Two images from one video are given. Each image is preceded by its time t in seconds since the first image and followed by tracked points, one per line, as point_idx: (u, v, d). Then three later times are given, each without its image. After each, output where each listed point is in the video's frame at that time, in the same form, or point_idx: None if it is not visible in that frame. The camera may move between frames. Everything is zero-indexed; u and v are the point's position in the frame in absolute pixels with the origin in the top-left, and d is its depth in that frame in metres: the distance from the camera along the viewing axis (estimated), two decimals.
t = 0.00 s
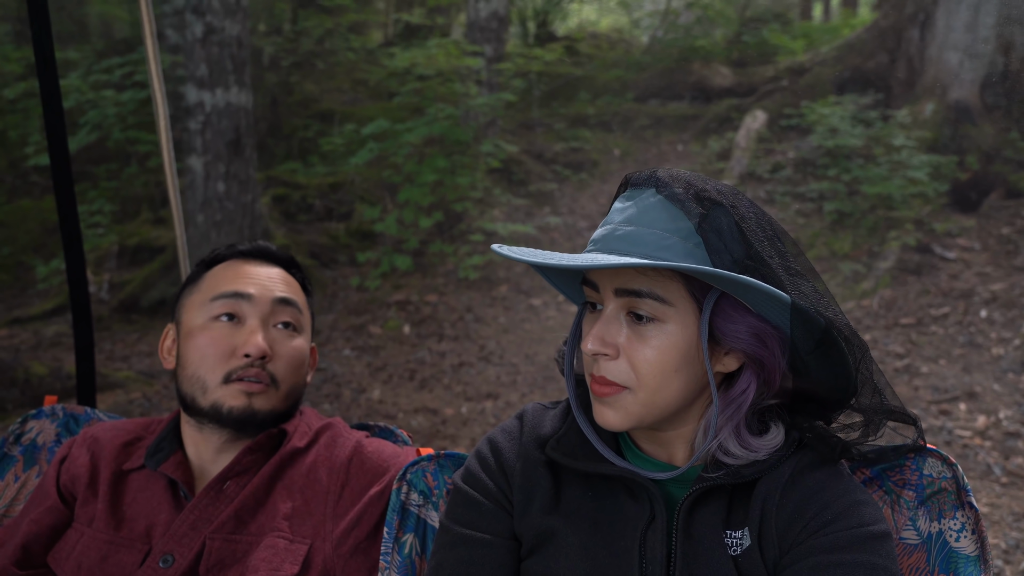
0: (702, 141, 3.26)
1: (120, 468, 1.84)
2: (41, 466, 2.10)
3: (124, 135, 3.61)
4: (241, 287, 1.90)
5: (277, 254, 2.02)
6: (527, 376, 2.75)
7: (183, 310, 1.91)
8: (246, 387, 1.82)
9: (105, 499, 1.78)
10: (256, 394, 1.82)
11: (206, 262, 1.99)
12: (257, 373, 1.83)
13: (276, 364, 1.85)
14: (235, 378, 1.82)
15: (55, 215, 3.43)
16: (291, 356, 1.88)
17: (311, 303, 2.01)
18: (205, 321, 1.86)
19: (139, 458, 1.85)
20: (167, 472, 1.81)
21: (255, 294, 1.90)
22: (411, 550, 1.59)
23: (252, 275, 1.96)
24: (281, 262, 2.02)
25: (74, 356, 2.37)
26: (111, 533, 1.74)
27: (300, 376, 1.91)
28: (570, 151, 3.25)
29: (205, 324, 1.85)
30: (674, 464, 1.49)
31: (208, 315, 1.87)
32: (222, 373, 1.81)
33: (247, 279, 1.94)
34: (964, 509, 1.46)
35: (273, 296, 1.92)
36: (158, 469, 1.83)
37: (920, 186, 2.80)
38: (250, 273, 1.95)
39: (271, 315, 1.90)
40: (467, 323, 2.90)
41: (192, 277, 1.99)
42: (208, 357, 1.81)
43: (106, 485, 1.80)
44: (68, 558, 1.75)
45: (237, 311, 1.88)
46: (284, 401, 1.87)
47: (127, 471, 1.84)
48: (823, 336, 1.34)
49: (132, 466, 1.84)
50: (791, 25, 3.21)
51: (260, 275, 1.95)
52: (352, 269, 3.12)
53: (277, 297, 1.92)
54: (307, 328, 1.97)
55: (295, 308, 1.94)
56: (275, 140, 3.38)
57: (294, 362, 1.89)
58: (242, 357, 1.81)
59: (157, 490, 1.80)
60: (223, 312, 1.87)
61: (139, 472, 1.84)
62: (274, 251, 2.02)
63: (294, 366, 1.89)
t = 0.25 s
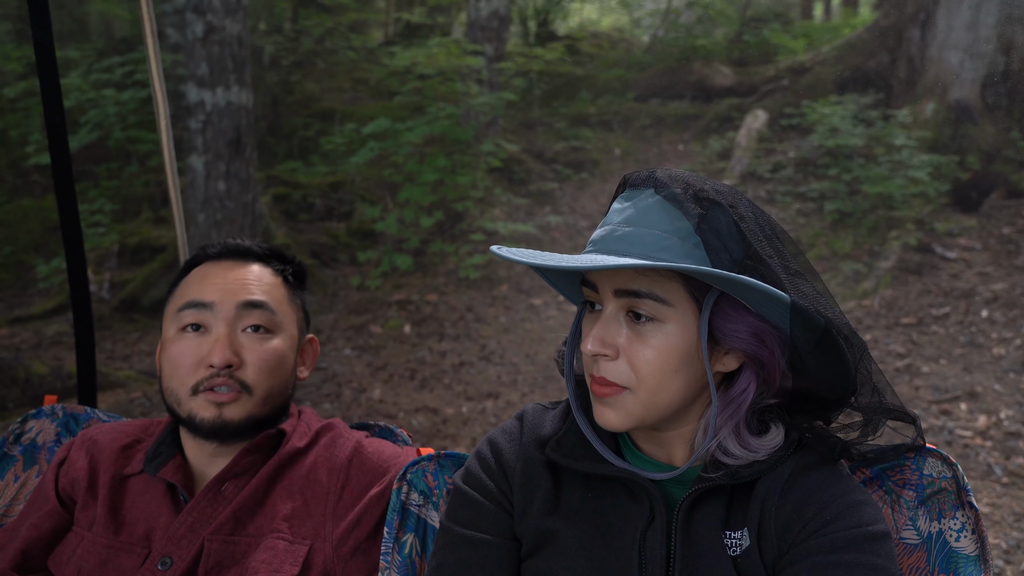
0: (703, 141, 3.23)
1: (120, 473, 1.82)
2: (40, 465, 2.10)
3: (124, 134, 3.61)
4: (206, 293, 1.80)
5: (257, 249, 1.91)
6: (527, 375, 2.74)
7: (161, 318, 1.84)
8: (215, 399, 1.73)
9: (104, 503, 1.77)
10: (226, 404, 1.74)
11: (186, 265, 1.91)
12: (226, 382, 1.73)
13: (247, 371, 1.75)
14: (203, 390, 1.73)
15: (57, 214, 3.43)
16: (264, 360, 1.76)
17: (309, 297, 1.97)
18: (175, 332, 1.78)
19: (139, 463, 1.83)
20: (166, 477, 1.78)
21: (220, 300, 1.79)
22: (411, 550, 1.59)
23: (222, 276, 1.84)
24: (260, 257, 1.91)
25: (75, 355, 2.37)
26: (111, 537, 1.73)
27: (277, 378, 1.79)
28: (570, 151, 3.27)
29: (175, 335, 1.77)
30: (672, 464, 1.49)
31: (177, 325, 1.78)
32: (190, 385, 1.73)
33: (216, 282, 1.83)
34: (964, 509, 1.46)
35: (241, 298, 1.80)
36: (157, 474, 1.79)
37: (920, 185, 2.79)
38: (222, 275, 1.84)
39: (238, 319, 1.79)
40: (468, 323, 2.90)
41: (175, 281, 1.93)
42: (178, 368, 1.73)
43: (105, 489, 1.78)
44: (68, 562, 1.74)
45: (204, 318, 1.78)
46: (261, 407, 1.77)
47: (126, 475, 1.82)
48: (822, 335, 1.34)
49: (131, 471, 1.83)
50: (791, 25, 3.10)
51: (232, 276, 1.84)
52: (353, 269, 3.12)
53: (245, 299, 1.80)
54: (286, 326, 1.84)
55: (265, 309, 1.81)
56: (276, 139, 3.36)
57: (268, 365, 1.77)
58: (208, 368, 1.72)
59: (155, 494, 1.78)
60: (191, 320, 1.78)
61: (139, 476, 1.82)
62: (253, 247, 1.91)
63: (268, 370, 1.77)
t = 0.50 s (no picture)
0: (703, 141, 3.22)
1: (121, 473, 1.82)
2: (41, 464, 2.09)
3: (124, 134, 3.62)
4: (197, 300, 1.75)
5: (251, 250, 1.86)
6: (526, 376, 2.74)
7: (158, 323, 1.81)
8: (207, 408, 1.69)
9: (105, 504, 1.76)
10: (217, 413, 1.70)
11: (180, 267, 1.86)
12: (216, 391, 1.69)
13: (238, 380, 1.70)
14: (193, 400, 1.69)
15: (57, 214, 3.43)
16: (255, 368, 1.71)
17: (308, 296, 1.92)
18: (166, 340, 1.74)
19: (139, 463, 1.83)
20: (166, 478, 1.77)
21: (209, 307, 1.73)
22: (412, 550, 1.59)
23: (214, 281, 1.79)
24: (254, 258, 1.85)
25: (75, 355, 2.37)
26: (111, 538, 1.73)
27: (270, 385, 1.74)
28: (570, 151, 3.27)
29: (167, 342, 1.74)
30: (673, 465, 1.49)
31: (169, 332, 1.75)
32: (182, 394, 1.69)
33: (208, 287, 1.77)
34: (964, 509, 1.46)
35: (231, 305, 1.74)
36: (157, 475, 1.78)
37: (920, 185, 2.80)
38: (214, 280, 1.79)
39: (229, 326, 1.73)
40: (468, 323, 2.90)
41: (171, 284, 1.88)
42: (169, 378, 1.70)
43: (105, 489, 1.78)
44: (68, 563, 1.74)
45: (195, 326, 1.73)
46: (254, 414, 1.73)
47: (127, 475, 1.82)
48: (827, 334, 1.34)
49: (132, 471, 1.82)
50: (791, 25, 3.13)
51: (223, 281, 1.78)
52: (353, 269, 3.12)
53: (234, 306, 1.74)
54: (280, 331, 1.78)
55: (256, 316, 1.75)
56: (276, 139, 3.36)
57: (260, 373, 1.72)
58: (197, 378, 1.68)
59: (156, 495, 1.78)
60: (182, 328, 1.73)
61: (139, 477, 1.82)
62: (246, 248, 1.85)
63: (260, 377, 1.72)
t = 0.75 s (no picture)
0: (702, 140, 3.22)
1: (121, 474, 1.81)
2: (40, 466, 2.08)
3: (123, 135, 3.62)
4: (193, 302, 1.75)
5: (249, 250, 1.86)
6: (526, 375, 2.74)
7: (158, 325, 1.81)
8: (201, 410, 1.69)
9: (104, 505, 1.76)
10: (210, 415, 1.69)
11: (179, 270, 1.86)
12: (210, 393, 1.69)
13: (232, 381, 1.70)
14: (188, 402, 1.69)
15: (56, 215, 3.44)
16: (249, 370, 1.71)
17: (310, 295, 1.92)
18: (164, 342, 1.75)
19: (139, 464, 1.83)
20: (166, 479, 1.77)
21: (204, 310, 1.73)
22: (410, 550, 1.59)
23: (211, 283, 1.78)
24: (252, 259, 1.85)
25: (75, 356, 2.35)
26: (111, 539, 1.73)
27: (264, 387, 1.74)
28: (570, 150, 3.27)
29: (165, 344, 1.74)
30: (672, 465, 1.48)
31: (167, 334, 1.75)
32: (176, 396, 1.69)
33: (204, 288, 1.77)
34: (963, 508, 1.44)
35: (227, 307, 1.74)
36: (157, 476, 1.78)
37: (920, 184, 2.81)
38: (211, 282, 1.78)
39: (224, 328, 1.73)
40: (468, 323, 2.89)
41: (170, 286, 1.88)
42: (165, 380, 1.70)
43: (105, 490, 1.78)
44: (68, 564, 1.74)
45: (191, 328, 1.73)
46: (249, 416, 1.73)
47: (126, 476, 1.82)
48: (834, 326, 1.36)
49: (132, 472, 1.82)
50: (790, 24, 3.09)
51: (221, 283, 1.78)
52: (353, 269, 3.12)
53: (229, 308, 1.73)
54: (276, 332, 1.77)
55: (251, 318, 1.74)
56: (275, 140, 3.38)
57: (254, 375, 1.72)
58: (191, 379, 1.68)
59: (156, 496, 1.78)
60: (178, 330, 1.74)
61: (139, 478, 1.81)
62: (243, 249, 1.85)
63: (254, 379, 1.72)
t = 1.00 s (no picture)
0: (703, 140, 3.27)
1: (121, 474, 1.81)
2: (41, 465, 2.08)
3: (124, 135, 3.63)
4: (190, 303, 1.74)
5: (248, 250, 1.85)
6: (526, 375, 2.70)
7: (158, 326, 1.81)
8: (199, 412, 1.69)
9: (104, 504, 1.76)
10: (207, 417, 1.69)
11: (178, 272, 1.85)
12: (207, 395, 1.69)
13: (229, 383, 1.70)
14: (185, 405, 1.69)
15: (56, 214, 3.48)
16: (246, 371, 1.70)
17: (309, 294, 1.92)
18: (163, 343, 1.74)
19: (139, 464, 1.83)
20: (166, 479, 1.77)
21: (199, 312, 1.73)
22: (411, 549, 1.59)
23: (208, 283, 1.78)
24: (250, 260, 1.84)
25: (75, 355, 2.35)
26: (111, 539, 1.73)
27: (262, 388, 1.73)
28: (570, 150, 3.31)
29: (163, 345, 1.74)
30: (672, 465, 1.47)
31: (166, 336, 1.75)
32: (175, 398, 1.69)
33: (201, 290, 1.77)
34: (964, 509, 1.42)
35: (224, 308, 1.73)
36: (157, 476, 1.78)
37: (920, 185, 2.80)
38: (208, 283, 1.78)
39: (220, 330, 1.72)
40: (468, 323, 2.89)
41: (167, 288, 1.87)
42: (164, 381, 1.70)
43: (105, 490, 1.78)
44: (68, 564, 1.74)
45: (189, 330, 1.73)
46: (247, 417, 1.73)
47: (126, 476, 1.82)
48: (840, 320, 1.37)
49: (132, 472, 1.82)
50: (787, 26, 3.41)
51: (218, 284, 1.77)
52: (353, 269, 3.11)
53: (225, 310, 1.73)
54: (273, 333, 1.76)
55: (248, 320, 1.74)
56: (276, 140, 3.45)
57: (252, 376, 1.71)
58: (189, 381, 1.68)
59: (156, 495, 1.78)
60: (176, 332, 1.73)
61: (139, 478, 1.81)
62: (242, 249, 1.85)
63: (251, 381, 1.71)
